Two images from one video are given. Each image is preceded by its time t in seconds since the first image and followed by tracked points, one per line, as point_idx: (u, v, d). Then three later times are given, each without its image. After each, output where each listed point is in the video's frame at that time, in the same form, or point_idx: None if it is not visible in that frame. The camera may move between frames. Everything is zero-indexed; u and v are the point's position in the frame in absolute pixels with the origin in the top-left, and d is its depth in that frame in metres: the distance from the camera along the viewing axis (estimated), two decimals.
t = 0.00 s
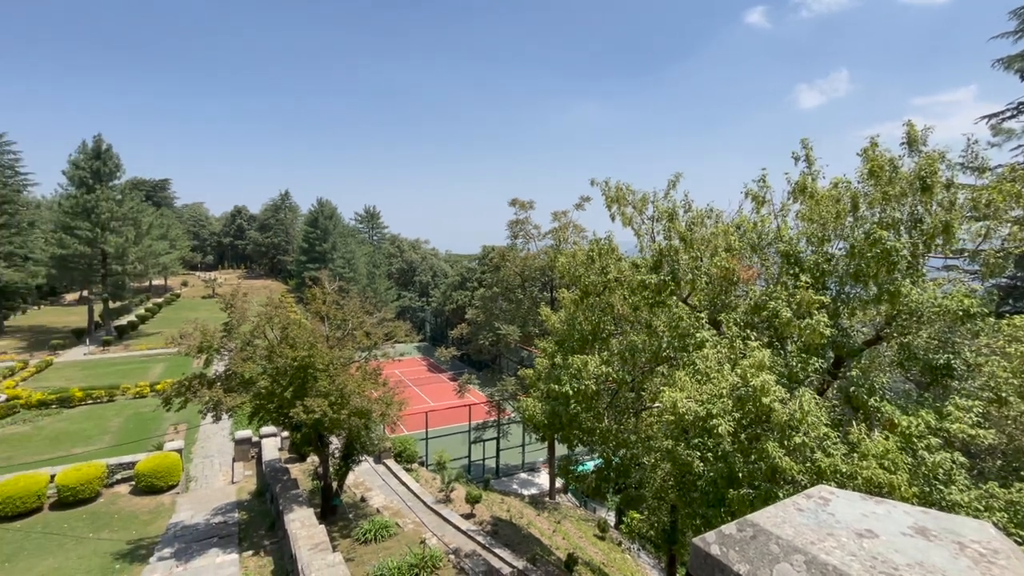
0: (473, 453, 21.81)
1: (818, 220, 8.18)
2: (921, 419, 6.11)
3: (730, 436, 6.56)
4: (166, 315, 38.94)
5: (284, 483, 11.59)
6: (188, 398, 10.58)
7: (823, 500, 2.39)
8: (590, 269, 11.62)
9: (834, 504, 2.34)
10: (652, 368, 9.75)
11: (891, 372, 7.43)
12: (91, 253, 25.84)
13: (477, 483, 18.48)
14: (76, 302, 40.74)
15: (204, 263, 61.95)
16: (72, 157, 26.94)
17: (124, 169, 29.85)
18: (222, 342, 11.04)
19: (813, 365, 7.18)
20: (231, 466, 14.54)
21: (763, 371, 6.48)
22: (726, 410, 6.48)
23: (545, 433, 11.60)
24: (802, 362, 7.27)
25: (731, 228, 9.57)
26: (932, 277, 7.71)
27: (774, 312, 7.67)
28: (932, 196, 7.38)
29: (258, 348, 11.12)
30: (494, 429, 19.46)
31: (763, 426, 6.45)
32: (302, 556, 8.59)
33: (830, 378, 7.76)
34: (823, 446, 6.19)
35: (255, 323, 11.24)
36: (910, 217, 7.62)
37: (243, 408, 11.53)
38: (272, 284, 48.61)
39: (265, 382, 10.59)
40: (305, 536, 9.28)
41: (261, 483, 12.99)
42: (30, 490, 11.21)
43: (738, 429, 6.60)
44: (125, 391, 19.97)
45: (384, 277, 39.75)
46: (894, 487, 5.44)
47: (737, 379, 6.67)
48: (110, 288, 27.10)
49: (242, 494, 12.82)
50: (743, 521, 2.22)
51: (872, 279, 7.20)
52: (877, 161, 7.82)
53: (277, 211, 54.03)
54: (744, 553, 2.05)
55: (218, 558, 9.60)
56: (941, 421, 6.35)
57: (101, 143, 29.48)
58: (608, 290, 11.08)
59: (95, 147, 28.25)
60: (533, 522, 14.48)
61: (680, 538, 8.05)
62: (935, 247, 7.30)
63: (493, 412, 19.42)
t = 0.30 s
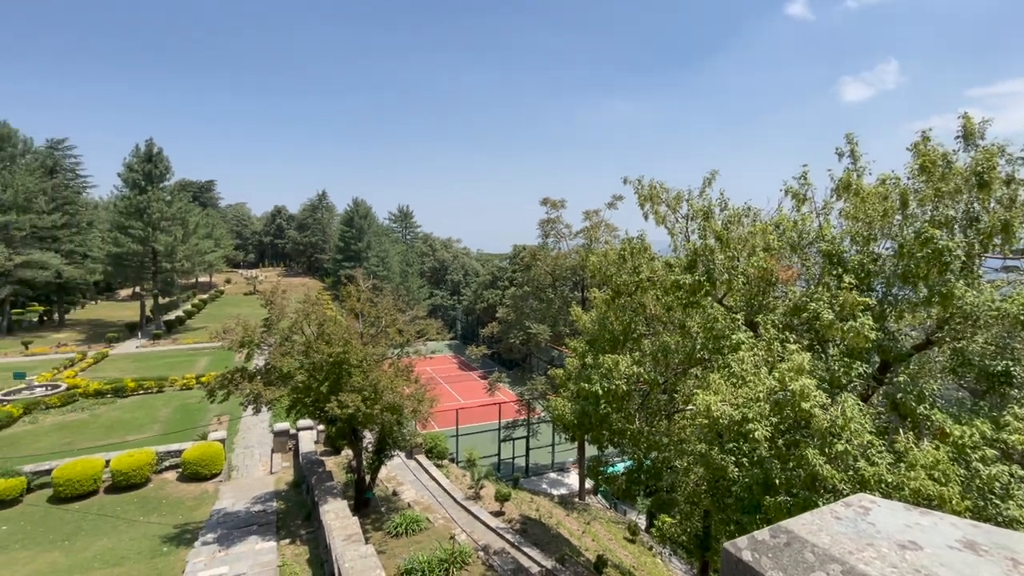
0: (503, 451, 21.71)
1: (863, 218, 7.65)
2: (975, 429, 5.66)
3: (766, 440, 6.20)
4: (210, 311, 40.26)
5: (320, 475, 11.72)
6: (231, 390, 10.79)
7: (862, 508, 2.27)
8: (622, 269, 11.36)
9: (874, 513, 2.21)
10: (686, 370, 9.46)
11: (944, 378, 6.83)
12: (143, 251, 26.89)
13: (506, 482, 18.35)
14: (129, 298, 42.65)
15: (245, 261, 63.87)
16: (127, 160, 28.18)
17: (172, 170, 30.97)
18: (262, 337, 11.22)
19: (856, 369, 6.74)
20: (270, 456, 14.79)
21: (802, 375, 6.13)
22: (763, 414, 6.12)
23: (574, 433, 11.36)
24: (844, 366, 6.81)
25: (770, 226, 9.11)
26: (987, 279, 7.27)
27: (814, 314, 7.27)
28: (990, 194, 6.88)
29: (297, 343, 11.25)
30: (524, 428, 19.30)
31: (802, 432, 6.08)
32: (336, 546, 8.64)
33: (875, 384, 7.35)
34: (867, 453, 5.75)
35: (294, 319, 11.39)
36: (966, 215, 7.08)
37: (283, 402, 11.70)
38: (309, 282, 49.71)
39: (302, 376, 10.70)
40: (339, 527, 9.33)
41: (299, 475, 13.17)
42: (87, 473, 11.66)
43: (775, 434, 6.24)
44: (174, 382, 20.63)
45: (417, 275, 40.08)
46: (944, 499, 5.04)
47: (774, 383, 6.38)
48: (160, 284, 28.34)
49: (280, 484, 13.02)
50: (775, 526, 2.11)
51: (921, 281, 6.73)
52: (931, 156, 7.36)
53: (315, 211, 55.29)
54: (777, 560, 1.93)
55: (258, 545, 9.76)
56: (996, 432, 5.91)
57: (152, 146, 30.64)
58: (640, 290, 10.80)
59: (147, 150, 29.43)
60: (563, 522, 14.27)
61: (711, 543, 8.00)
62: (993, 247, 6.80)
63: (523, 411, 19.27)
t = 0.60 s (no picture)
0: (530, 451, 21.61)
1: (905, 217, 7.34)
2: None
3: (801, 446, 5.84)
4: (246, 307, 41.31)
5: (351, 469, 11.79)
6: (265, 384, 10.92)
7: (902, 517, 2.28)
8: (651, 269, 11.05)
9: (913, 522, 2.22)
10: (717, 372, 9.17)
11: (996, 386, 6.38)
12: (186, 250, 27.74)
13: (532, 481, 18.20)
14: (171, 294, 44.11)
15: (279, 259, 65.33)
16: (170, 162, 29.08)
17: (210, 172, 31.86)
18: (296, 333, 11.28)
19: (899, 375, 6.28)
20: (303, 450, 14.93)
21: (839, 379, 5.72)
22: (798, 419, 5.75)
23: (602, 434, 11.12)
24: (886, 371, 6.39)
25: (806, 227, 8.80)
26: None
27: (853, 316, 6.84)
28: None
29: (329, 341, 11.22)
30: (551, 428, 19.13)
31: (840, 438, 5.66)
32: (365, 539, 8.62)
33: (920, 390, 6.88)
34: (909, 462, 5.41)
35: (326, 317, 11.36)
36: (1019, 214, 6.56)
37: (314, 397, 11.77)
38: (340, 280, 50.54)
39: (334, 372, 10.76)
40: (368, 520, 9.33)
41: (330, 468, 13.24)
42: (133, 461, 11.98)
43: (810, 440, 5.84)
44: (212, 376, 21.16)
45: (445, 274, 40.31)
46: (993, 513, 4.75)
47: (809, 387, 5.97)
48: (200, 281, 29.23)
49: (313, 476, 13.14)
50: (810, 534, 2.18)
51: (971, 283, 6.24)
52: (981, 151, 6.83)
53: (346, 210, 56.18)
54: (811, 567, 2.00)
55: (291, 535, 9.87)
56: None
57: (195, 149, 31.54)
58: (670, 291, 10.51)
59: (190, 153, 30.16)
60: (589, 523, 14.03)
61: (742, 551, 7.44)
62: None
63: (550, 411, 19.09)
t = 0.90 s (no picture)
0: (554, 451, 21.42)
1: (949, 215, 6.86)
2: None
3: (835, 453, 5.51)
4: (277, 305, 42.16)
5: (377, 465, 11.82)
6: (297, 380, 11.05)
7: (945, 526, 2.11)
8: (679, 269, 10.71)
9: (957, 532, 2.04)
10: (746, 375, 8.73)
11: None
12: (221, 249, 28.42)
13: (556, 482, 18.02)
14: (207, 292, 45.34)
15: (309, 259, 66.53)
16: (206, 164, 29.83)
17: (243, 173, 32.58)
18: (325, 330, 11.37)
19: (941, 381, 5.97)
20: (331, 445, 15.05)
21: (877, 385, 5.39)
22: (831, 424, 5.42)
23: (628, 436, 10.86)
24: (927, 377, 6.04)
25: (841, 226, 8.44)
26: None
27: (892, 319, 6.46)
28: None
29: (357, 338, 11.27)
30: (575, 428, 18.90)
31: (877, 445, 5.32)
32: (391, 534, 8.60)
33: (964, 397, 6.51)
34: (950, 471, 5.14)
35: (354, 315, 11.43)
36: None
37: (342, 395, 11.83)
38: (368, 280, 51.18)
39: (361, 369, 10.78)
40: (394, 516, 9.30)
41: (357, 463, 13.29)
42: (172, 452, 12.26)
43: (844, 446, 5.51)
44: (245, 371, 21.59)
45: (471, 274, 40.38)
46: None
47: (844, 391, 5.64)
48: (235, 280, 29.92)
49: (342, 471, 13.24)
50: (843, 540, 2.03)
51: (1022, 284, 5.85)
52: None
53: (374, 211, 56.86)
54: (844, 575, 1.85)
55: (320, 528, 9.94)
56: None
57: (231, 151, 32.32)
58: (698, 291, 10.16)
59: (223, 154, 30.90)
60: (614, 525, 13.79)
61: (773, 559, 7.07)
62: None
63: (575, 412, 18.86)
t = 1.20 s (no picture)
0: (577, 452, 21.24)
1: (992, 212, 6.42)
2: None
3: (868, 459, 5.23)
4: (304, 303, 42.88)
5: (402, 462, 11.81)
6: (324, 376, 11.10)
7: (988, 537, 1.96)
8: (705, 269, 10.42)
9: (1001, 544, 1.90)
10: (776, 378, 8.24)
11: None
12: (252, 249, 28.98)
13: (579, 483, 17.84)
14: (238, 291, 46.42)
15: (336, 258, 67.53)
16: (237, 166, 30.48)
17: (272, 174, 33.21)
18: (352, 329, 11.41)
19: (983, 387, 5.61)
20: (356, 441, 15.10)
21: (914, 391, 5.08)
22: (864, 429, 5.14)
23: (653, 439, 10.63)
24: (969, 382, 5.71)
25: (875, 225, 8.11)
26: None
27: (930, 320, 6.09)
28: None
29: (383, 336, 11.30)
30: (598, 429, 18.67)
31: (914, 452, 5.07)
32: (414, 530, 8.54)
33: (1008, 402, 6.17)
34: (993, 480, 4.88)
35: (380, 314, 11.46)
36: None
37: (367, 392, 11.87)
38: (394, 280, 51.67)
39: (386, 366, 10.77)
40: (418, 513, 9.24)
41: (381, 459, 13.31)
42: (205, 445, 12.46)
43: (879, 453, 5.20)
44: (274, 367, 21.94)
45: (493, 274, 40.40)
46: None
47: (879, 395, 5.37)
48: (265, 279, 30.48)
49: (367, 466, 13.30)
50: (875, 548, 1.91)
51: None
52: None
53: (399, 211, 57.40)
54: None
55: (345, 523, 9.96)
56: None
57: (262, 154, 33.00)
58: (725, 291, 9.85)
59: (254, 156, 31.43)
60: (637, 528, 13.56)
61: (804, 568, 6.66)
62: None
63: (598, 412, 18.64)
